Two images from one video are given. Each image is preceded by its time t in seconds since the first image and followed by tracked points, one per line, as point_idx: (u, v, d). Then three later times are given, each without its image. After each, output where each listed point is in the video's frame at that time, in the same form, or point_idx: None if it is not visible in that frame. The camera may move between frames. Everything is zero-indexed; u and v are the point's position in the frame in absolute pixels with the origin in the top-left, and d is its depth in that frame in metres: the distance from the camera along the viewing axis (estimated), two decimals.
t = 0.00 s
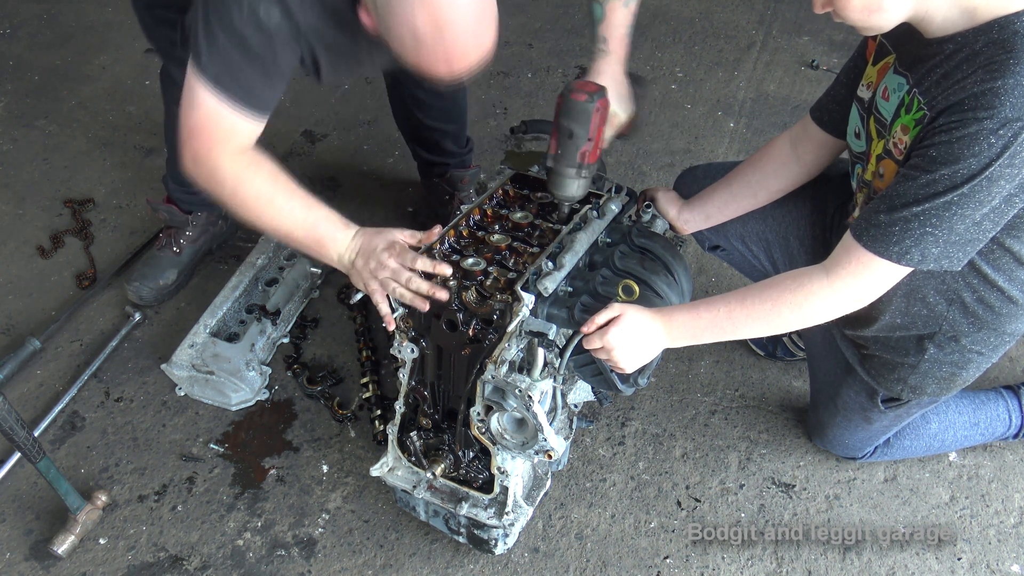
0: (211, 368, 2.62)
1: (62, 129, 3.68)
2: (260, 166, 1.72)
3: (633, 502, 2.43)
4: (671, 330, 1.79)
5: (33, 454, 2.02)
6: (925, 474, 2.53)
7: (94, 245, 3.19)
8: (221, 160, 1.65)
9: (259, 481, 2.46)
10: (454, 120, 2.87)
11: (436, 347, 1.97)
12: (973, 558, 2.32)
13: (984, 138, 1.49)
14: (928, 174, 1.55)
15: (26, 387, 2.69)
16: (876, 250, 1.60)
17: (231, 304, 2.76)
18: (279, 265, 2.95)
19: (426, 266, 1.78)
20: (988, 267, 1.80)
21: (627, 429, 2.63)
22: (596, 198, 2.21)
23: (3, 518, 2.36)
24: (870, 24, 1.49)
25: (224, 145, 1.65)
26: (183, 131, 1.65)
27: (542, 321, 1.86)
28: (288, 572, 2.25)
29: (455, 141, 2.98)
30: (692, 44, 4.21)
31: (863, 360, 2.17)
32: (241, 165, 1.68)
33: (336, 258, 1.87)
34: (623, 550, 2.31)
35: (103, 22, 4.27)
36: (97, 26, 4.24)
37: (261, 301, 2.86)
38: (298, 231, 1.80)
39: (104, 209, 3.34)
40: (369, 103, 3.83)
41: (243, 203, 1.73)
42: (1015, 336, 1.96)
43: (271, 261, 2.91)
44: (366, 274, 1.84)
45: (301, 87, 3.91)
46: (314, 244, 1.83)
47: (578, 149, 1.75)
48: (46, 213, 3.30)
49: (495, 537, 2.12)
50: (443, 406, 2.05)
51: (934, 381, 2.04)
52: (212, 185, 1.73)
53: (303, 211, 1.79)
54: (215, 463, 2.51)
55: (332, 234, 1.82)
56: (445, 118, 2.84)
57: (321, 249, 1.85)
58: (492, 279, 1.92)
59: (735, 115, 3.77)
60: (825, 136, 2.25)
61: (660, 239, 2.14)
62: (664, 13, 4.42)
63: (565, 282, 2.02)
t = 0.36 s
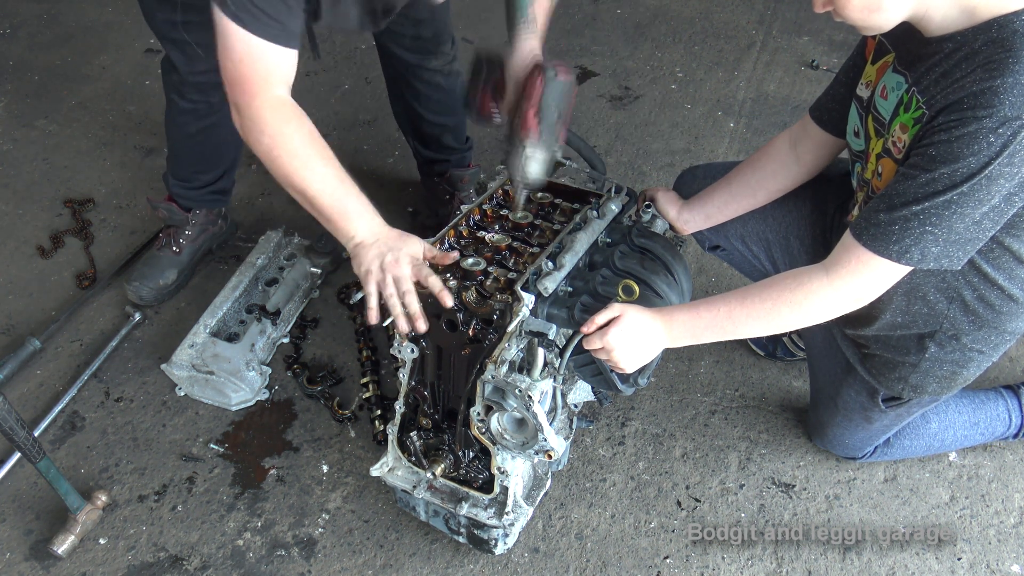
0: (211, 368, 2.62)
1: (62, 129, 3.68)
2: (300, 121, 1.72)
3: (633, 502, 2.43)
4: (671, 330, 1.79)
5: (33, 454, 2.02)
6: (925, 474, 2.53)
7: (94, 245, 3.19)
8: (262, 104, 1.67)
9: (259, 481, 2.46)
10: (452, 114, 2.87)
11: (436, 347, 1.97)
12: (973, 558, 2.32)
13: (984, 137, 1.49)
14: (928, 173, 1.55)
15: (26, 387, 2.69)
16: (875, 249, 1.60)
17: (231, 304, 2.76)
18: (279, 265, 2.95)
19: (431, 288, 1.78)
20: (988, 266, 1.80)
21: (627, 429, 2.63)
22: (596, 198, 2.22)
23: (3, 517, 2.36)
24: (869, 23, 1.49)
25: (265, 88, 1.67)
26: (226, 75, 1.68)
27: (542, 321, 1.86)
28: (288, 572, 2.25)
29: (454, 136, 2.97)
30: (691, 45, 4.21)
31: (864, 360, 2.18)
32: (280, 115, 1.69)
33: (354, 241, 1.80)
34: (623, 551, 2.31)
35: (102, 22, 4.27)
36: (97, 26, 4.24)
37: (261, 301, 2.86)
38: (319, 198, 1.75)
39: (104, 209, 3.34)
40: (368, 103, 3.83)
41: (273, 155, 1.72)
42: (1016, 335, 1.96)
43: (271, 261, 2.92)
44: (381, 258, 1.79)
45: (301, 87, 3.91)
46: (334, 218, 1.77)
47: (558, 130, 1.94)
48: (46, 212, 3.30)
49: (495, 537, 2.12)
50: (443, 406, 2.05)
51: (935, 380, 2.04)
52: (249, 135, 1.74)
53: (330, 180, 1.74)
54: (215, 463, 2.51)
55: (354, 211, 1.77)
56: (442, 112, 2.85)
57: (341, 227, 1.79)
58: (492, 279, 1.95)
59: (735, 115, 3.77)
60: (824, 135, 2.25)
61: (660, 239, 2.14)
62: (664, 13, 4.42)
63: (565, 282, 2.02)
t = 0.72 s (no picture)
0: (211, 368, 2.62)
1: (62, 129, 3.68)
2: (282, 135, 1.80)
3: (633, 502, 2.43)
4: (671, 330, 1.79)
5: (33, 454, 2.02)
6: (925, 474, 2.53)
7: (94, 245, 3.19)
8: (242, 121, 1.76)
9: (259, 481, 2.46)
10: (443, 115, 2.93)
11: (436, 347, 1.97)
12: (973, 558, 2.32)
13: (984, 138, 1.49)
14: (928, 174, 1.55)
15: (26, 387, 2.69)
16: (875, 250, 1.60)
17: (231, 304, 2.76)
18: (279, 265, 2.95)
19: (427, 294, 1.77)
20: (988, 266, 1.80)
21: (627, 429, 2.63)
22: (596, 198, 2.22)
23: (3, 518, 2.36)
24: (868, 25, 1.49)
25: (242, 106, 1.77)
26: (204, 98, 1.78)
27: (542, 321, 1.86)
28: (287, 572, 2.25)
29: (445, 136, 3.00)
30: (691, 45, 4.21)
31: (864, 359, 2.18)
32: (261, 130, 1.77)
33: (350, 247, 1.87)
34: (623, 551, 2.31)
35: (102, 22, 4.27)
36: (97, 26, 4.24)
37: (261, 301, 2.86)
38: (313, 207, 1.83)
39: (104, 208, 3.34)
40: (368, 103, 3.83)
41: (262, 170, 1.80)
42: (1016, 334, 1.96)
43: (271, 261, 2.91)
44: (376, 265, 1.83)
45: (301, 87, 3.91)
46: (330, 226, 1.85)
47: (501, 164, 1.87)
48: (46, 212, 3.31)
49: (495, 537, 2.12)
50: (443, 406, 2.05)
51: (934, 380, 2.04)
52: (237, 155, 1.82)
53: (320, 189, 1.83)
54: (215, 463, 2.51)
55: (349, 218, 1.85)
56: (432, 114, 2.91)
57: (336, 234, 1.87)
58: (492, 279, 1.94)
59: (736, 115, 3.77)
60: (824, 135, 2.25)
61: (660, 239, 2.14)
62: (664, 13, 4.42)
63: (565, 282, 2.02)
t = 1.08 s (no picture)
0: (211, 368, 2.62)
1: (62, 129, 3.68)
2: (242, 196, 1.76)
3: (633, 502, 2.43)
4: (671, 330, 1.79)
5: (33, 454, 2.02)
6: (925, 474, 2.53)
7: (94, 245, 3.19)
8: (201, 199, 1.71)
9: (259, 481, 2.46)
10: (445, 125, 3.00)
11: (436, 347, 1.97)
12: (973, 558, 2.32)
13: (983, 139, 1.49)
14: (926, 175, 1.55)
15: (26, 387, 2.69)
16: (875, 250, 1.60)
17: (231, 304, 2.75)
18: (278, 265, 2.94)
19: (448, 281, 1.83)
20: (988, 268, 1.80)
21: (627, 429, 2.63)
22: (595, 198, 2.23)
23: (3, 518, 2.36)
24: (867, 26, 1.49)
25: (198, 183, 1.70)
26: (159, 185, 1.71)
27: (542, 321, 1.87)
28: (288, 572, 2.25)
29: (445, 144, 3.06)
30: (691, 44, 4.21)
31: (863, 360, 2.18)
32: (222, 201, 1.73)
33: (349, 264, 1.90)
34: (623, 550, 2.31)
35: (102, 22, 4.27)
36: (97, 26, 4.24)
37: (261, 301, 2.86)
38: (300, 246, 1.84)
39: (104, 209, 3.34)
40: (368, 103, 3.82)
41: (237, 238, 1.79)
42: (1015, 336, 1.95)
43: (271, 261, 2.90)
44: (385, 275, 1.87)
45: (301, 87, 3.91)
46: (322, 255, 1.87)
47: (472, 165, 1.93)
48: (46, 212, 3.31)
49: (495, 537, 2.12)
50: (443, 406, 2.05)
51: (934, 381, 2.04)
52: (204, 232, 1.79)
53: (298, 227, 1.82)
54: (215, 463, 2.51)
55: (337, 239, 1.85)
56: (434, 124, 2.97)
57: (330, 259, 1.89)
58: (492, 279, 1.95)
59: (736, 115, 3.77)
60: (822, 135, 2.26)
61: (659, 239, 2.14)
62: (664, 13, 4.42)
63: (565, 282, 2.02)
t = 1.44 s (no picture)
0: (211, 368, 2.62)
1: (63, 129, 3.68)
2: (240, 208, 1.82)
3: (633, 502, 2.43)
4: (671, 329, 1.79)
5: (33, 454, 2.02)
6: (925, 474, 2.53)
7: (94, 245, 3.19)
8: (201, 215, 1.77)
9: (259, 481, 2.46)
10: (442, 128, 3.00)
11: (436, 347, 1.97)
12: (973, 558, 2.32)
13: (982, 135, 1.49)
14: (926, 172, 1.55)
15: (25, 388, 2.69)
16: (874, 248, 1.60)
17: (231, 305, 2.75)
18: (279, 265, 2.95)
19: (452, 282, 1.82)
20: (988, 266, 1.80)
21: (627, 429, 2.63)
22: (594, 197, 2.22)
23: (3, 518, 2.36)
24: (867, 23, 1.49)
25: (197, 197, 1.76)
26: (159, 201, 1.76)
27: (542, 320, 1.87)
28: (288, 572, 2.25)
29: (444, 146, 3.07)
30: (691, 44, 4.21)
31: (864, 358, 2.18)
32: (221, 214, 1.80)
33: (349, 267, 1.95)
34: (623, 551, 2.31)
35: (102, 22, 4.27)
36: (97, 26, 4.25)
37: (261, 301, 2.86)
38: (300, 253, 1.91)
39: (104, 209, 3.34)
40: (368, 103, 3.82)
41: (237, 249, 1.85)
42: (1016, 334, 1.95)
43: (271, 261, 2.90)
44: (386, 276, 1.89)
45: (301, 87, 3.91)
46: (322, 259, 1.93)
47: (470, 165, 1.95)
48: (46, 212, 3.31)
49: (496, 537, 2.12)
50: (443, 407, 2.05)
51: (934, 380, 2.04)
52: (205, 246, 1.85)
53: (296, 234, 1.88)
54: (215, 463, 2.51)
55: (335, 243, 1.90)
56: (432, 127, 2.98)
57: (330, 264, 1.95)
58: (491, 279, 1.94)
59: (736, 115, 3.77)
60: (822, 131, 2.26)
61: (659, 238, 2.14)
62: (664, 13, 4.42)
63: (565, 282, 2.02)
